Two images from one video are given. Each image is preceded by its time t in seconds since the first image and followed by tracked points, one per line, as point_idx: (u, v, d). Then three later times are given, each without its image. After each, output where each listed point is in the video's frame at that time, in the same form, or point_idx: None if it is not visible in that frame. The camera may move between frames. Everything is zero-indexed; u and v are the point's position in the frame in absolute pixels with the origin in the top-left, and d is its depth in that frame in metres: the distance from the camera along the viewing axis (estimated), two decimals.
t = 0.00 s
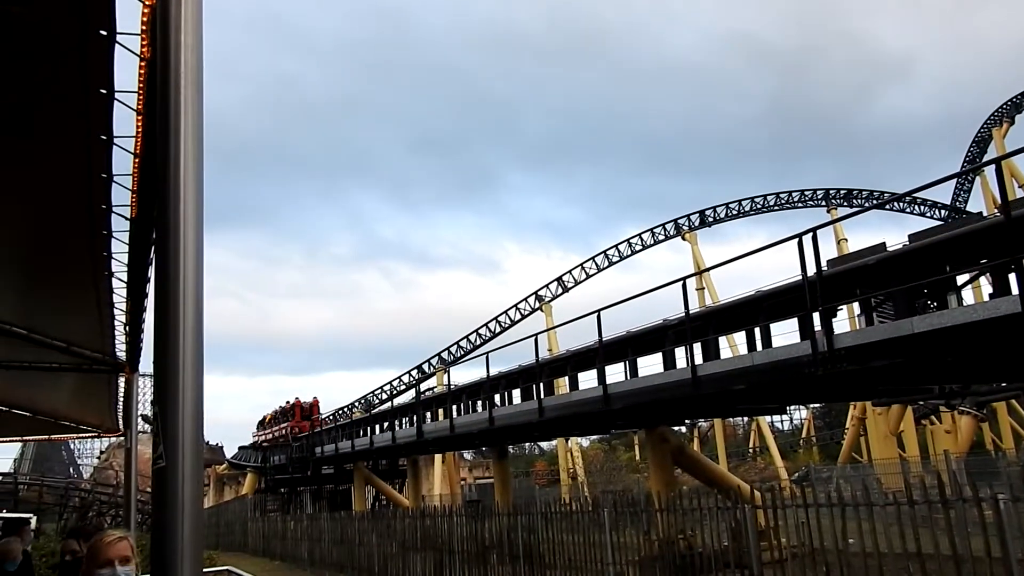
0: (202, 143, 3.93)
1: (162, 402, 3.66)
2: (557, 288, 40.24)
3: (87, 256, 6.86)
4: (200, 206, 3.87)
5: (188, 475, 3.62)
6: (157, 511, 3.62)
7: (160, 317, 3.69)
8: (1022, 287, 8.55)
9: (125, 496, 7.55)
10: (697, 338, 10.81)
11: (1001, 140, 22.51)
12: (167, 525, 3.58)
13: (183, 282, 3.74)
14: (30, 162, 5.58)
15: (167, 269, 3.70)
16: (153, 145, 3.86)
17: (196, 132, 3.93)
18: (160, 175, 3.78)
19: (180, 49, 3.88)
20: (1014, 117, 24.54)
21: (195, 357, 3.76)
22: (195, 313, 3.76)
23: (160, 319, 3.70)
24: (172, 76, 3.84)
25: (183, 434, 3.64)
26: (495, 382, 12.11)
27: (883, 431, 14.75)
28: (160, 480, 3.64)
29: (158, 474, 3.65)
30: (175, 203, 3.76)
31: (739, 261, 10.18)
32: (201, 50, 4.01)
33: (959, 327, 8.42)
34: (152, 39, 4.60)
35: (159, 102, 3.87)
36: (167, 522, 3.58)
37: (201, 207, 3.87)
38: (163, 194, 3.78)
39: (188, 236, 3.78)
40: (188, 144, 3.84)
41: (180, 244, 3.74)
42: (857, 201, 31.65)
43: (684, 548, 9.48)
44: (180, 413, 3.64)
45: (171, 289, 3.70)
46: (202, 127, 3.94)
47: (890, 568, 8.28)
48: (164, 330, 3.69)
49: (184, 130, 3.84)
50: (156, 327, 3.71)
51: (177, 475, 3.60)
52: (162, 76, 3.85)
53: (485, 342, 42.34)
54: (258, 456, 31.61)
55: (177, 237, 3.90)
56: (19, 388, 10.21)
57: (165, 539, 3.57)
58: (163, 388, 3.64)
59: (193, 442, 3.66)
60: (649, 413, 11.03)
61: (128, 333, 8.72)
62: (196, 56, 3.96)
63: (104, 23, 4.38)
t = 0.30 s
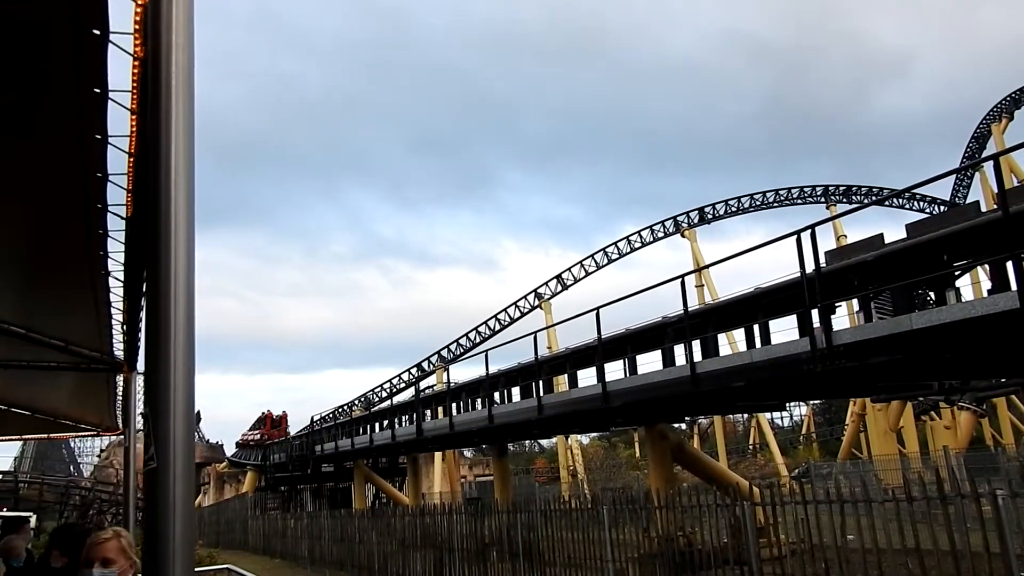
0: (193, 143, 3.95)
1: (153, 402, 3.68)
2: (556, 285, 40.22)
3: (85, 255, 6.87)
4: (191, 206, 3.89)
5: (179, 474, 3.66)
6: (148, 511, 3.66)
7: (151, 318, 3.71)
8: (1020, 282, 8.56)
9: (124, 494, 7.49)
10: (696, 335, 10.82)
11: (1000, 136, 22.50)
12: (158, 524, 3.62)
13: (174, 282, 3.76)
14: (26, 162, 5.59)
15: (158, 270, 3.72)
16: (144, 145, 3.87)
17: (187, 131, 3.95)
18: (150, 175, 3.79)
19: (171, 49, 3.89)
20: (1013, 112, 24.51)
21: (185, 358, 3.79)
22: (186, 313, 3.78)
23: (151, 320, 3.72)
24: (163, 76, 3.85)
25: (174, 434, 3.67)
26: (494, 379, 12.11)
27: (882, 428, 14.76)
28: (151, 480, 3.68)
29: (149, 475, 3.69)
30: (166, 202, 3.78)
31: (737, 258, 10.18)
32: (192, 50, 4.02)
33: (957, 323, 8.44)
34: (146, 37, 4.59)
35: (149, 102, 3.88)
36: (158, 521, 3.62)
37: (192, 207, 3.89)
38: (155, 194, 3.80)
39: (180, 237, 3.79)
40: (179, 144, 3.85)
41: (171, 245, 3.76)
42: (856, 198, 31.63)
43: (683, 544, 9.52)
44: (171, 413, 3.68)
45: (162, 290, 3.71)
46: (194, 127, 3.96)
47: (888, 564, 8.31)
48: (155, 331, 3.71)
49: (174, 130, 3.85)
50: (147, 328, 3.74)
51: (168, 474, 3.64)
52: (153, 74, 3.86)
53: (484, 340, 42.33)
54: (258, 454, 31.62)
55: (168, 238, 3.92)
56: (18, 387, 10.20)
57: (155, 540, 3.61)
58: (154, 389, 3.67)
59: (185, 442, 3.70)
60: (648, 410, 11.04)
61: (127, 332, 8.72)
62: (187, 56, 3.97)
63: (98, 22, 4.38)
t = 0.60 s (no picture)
0: (186, 142, 3.95)
1: (147, 404, 3.68)
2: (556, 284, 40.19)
3: (82, 257, 6.86)
4: (185, 207, 3.89)
5: (174, 475, 3.66)
6: (142, 512, 3.66)
7: (145, 320, 3.71)
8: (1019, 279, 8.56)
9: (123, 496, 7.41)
10: (696, 334, 10.82)
11: (999, 133, 22.49)
12: (153, 526, 3.62)
13: (168, 283, 3.76)
14: (21, 163, 5.58)
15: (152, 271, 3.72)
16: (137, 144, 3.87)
17: (181, 131, 3.94)
18: (143, 174, 3.79)
19: (163, 49, 3.89)
20: (1011, 109, 24.50)
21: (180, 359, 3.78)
22: (180, 314, 3.78)
23: (146, 321, 3.72)
24: (156, 77, 3.85)
25: (168, 436, 3.68)
26: (495, 379, 12.10)
27: (882, 425, 14.76)
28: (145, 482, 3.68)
29: (144, 476, 3.69)
30: (159, 202, 3.78)
31: (736, 256, 10.18)
32: (185, 49, 4.02)
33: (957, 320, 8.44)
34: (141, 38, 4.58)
35: (143, 103, 3.88)
36: (152, 522, 3.62)
37: (185, 208, 3.89)
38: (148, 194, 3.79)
39: (173, 238, 3.79)
40: (172, 143, 3.85)
41: (165, 246, 3.76)
42: (855, 195, 31.62)
43: (684, 543, 9.58)
44: (166, 414, 3.68)
45: (156, 291, 3.71)
46: (187, 127, 3.96)
47: (889, 562, 8.33)
48: (149, 333, 3.70)
49: (167, 130, 3.85)
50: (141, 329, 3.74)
51: (162, 476, 3.64)
52: (146, 73, 3.85)
53: (484, 339, 42.32)
54: (259, 455, 31.61)
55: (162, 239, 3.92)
56: (17, 389, 10.19)
57: (150, 541, 3.61)
58: (148, 390, 3.67)
59: (179, 444, 3.70)
60: (648, 410, 11.03)
61: (125, 334, 8.72)
62: (180, 56, 3.97)
63: (91, 23, 4.37)
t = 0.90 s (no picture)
0: (183, 141, 3.97)
1: (143, 402, 3.70)
2: (557, 284, 40.17)
3: (81, 254, 6.84)
4: (181, 205, 3.90)
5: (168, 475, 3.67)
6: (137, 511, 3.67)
7: (139, 319, 3.72)
8: (1019, 279, 8.56)
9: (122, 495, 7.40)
10: (695, 333, 10.82)
11: (1000, 133, 22.46)
12: (147, 526, 3.62)
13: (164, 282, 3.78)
14: (20, 160, 5.57)
15: (147, 269, 3.73)
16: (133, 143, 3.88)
17: (177, 130, 3.96)
18: (140, 172, 3.80)
19: (160, 46, 3.90)
20: (1013, 110, 24.47)
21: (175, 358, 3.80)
22: (176, 312, 3.79)
23: (141, 319, 3.73)
24: (152, 74, 3.86)
25: (164, 435, 3.70)
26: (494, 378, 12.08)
27: (883, 426, 14.76)
28: (140, 480, 3.68)
29: (138, 475, 3.70)
30: (155, 200, 3.79)
31: (736, 256, 10.18)
32: (182, 47, 4.03)
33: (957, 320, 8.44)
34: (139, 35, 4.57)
35: (138, 99, 3.88)
36: (147, 521, 3.63)
37: (181, 206, 3.90)
38: (144, 191, 3.80)
39: (169, 234, 3.80)
40: (168, 142, 3.87)
41: (161, 244, 3.77)
42: (856, 196, 31.59)
43: (683, 543, 9.59)
44: (161, 413, 3.70)
45: (152, 289, 3.73)
46: (183, 125, 3.98)
47: (888, 562, 8.37)
48: (145, 331, 3.72)
49: (164, 127, 3.86)
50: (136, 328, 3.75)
51: (157, 474, 3.65)
52: (143, 72, 3.86)
53: (484, 339, 42.28)
54: (259, 453, 31.63)
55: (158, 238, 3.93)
56: (17, 386, 10.18)
57: (145, 540, 3.62)
58: (144, 388, 3.68)
59: (174, 443, 3.72)
60: (647, 409, 11.03)
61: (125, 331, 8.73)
62: (176, 54, 3.98)
63: (90, 20, 4.37)
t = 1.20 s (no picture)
0: (178, 135, 3.96)
1: (132, 397, 3.69)
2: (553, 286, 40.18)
3: (75, 247, 6.81)
4: (175, 200, 3.90)
5: (157, 471, 3.68)
6: (123, 506, 3.69)
7: (130, 314, 3.72)
8: (1013, 289, 8.59)
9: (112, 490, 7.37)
10: (690, 338, 10.82)
11: (998, 143, 22.50)
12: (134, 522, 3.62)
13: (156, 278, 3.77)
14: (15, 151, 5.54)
15: (138, 262, 3.72)
16: (129, 136, 3.87)
17: (172, 125, 3.94)
18: (135, 166, 3.80)
19: (158, 40, 3.89)
20: (1011, 120, 24.50)
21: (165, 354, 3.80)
22: (167, 307, 3.79)
23: (133, 314, 3.72)
24: (150, 69, 3.85)
25: (153, 430, 3.70)
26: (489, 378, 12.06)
27: (875, 433, 14.77)
28: (127, 476, 3.68)
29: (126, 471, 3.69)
30: (150, 195, 3.78)
31: (732, 261, 10.18)
32: (179, 42, 4.03)
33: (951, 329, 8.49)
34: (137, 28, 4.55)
35: (134, 92, 3.87)
36: (134, 518, 3.65)
37: (175, 201, 3.90)
38: (139, 185, 3.80)
39: (162, 229, 3.80)
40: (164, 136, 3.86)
41: (154, 238, 3.76)
42: (853, 203, 31.63)
43: (674, 546, 9.56)
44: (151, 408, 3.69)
45: (145, 283, 3.72)
46: (179, 120, 3.97)
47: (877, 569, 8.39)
48: (137, 326, 3.71)
49: (160, 121, 3.85)
50: (126, 323, 3.74)
51: (146, 469, 3.65)
52: (140, 63, 3.86)
53: (479, 339, 42.26)
54: (251, 449, 31.60)
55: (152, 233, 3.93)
56: (10, 378, 10.15)
57: (131, 537, 3.61)
58: (134, 383, 3.67)
59: (163, 438, 3.72)
60: (641, 412, 11.02)
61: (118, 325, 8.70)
62: (174, 48, 3.98)
63: (87, 13, 4.35)
